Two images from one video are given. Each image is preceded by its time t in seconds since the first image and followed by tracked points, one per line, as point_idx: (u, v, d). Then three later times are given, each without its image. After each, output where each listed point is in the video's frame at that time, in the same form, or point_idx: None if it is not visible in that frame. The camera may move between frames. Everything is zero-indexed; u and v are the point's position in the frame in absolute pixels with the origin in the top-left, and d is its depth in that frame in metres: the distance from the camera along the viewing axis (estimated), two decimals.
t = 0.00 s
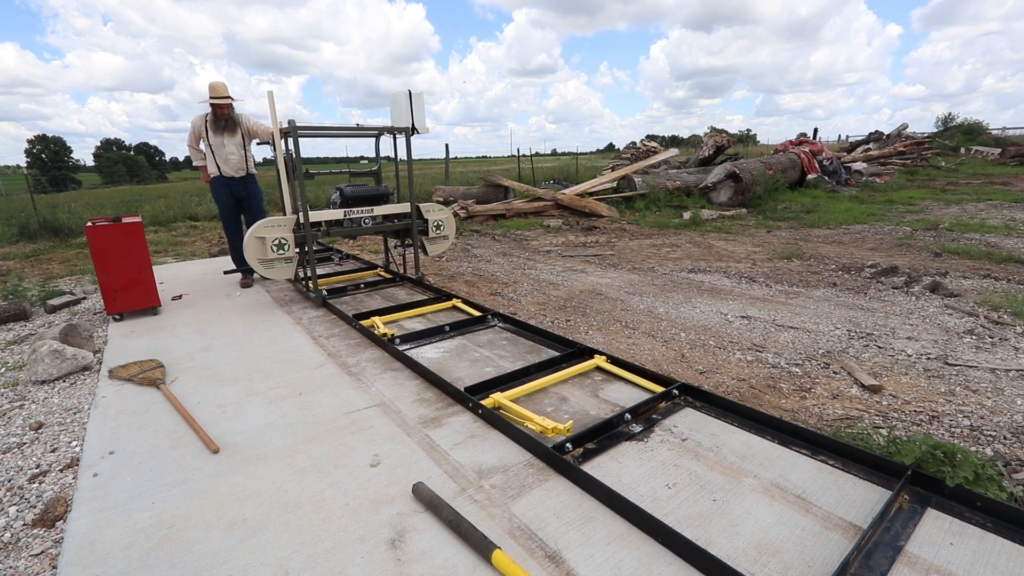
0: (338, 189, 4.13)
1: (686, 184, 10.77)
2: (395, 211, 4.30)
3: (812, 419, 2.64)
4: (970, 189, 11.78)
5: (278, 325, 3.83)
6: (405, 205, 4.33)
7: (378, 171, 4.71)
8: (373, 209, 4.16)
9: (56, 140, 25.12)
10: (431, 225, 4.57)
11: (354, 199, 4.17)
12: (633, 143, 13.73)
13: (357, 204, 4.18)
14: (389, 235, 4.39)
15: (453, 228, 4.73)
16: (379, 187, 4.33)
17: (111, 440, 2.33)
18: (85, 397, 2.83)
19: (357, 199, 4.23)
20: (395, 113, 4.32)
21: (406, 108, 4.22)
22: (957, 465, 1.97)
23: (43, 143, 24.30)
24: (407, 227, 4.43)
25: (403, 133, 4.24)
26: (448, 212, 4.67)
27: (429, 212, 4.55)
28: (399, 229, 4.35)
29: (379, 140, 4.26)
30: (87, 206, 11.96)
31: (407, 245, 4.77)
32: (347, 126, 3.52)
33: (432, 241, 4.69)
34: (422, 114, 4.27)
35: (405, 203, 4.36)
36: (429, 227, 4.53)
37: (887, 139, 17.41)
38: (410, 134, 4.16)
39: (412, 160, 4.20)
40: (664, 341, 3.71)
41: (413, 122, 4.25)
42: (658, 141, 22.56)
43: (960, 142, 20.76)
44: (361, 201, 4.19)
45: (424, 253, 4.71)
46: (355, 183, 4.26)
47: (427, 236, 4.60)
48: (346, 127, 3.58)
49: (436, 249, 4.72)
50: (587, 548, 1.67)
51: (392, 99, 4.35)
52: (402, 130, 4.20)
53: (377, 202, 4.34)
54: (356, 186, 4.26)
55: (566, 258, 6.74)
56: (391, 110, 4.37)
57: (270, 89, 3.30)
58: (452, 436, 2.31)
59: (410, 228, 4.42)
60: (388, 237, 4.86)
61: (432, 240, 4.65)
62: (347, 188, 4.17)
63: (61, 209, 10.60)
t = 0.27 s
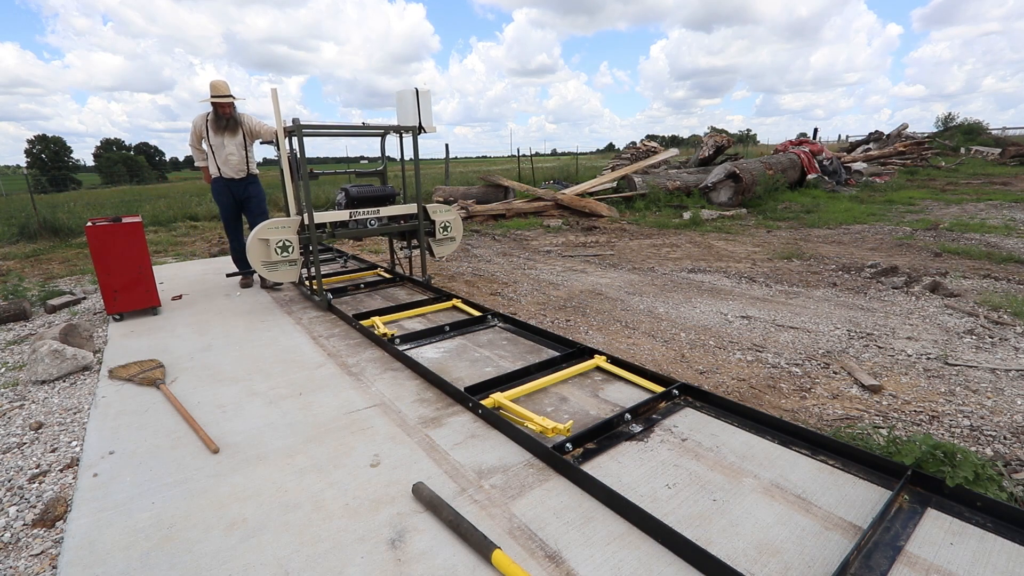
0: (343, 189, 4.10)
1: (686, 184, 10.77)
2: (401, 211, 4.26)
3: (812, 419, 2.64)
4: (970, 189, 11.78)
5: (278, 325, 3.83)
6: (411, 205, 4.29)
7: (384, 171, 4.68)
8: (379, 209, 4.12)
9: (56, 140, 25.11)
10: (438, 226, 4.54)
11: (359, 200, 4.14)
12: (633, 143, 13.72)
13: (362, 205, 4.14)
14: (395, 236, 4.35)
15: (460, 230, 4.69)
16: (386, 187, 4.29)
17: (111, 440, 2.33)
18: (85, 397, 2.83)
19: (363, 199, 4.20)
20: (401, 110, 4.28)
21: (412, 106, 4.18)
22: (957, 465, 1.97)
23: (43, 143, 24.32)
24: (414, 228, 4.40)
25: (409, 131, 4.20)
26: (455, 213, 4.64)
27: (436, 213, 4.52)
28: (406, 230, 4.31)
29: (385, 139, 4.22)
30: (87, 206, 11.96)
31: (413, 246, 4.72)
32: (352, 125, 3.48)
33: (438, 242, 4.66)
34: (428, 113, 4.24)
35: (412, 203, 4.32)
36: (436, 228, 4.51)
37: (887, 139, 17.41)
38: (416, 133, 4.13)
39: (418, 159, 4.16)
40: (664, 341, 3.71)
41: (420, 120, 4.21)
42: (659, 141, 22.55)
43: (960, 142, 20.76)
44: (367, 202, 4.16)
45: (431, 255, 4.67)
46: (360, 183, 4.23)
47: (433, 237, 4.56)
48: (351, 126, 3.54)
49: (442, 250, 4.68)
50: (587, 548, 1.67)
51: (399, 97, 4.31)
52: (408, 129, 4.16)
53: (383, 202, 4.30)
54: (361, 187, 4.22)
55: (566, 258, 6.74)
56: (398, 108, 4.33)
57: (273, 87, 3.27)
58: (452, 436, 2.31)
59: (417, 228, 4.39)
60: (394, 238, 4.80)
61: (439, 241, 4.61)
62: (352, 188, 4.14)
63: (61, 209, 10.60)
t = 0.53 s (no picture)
0: (350, 190, 4.06)
1: (686, 184, 10.77)
2: (409, 213, 4.22)
3: (812, 419, 2.64)
4: (970, 189, 11.78)
5: (278, 325, 3.83)
6: (418, 206, 4.23)
7: (389, 171, 4.63)
8: (386, 211, 4.08)
9: (56, 140, 25.11)
10: (445, 228, 4.49)
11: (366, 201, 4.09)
12: (633, 143, 13.72)
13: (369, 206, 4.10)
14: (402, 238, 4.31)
15: (467, 232, 4.65)
16: (393, 188, 4.24)
17: (111, 440, 2.33)
18: (85, 397, 2.83)
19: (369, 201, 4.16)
20: (409, 109, 4.20)
21: (420, 106, 4.10)
22: (958, 465, 1.97)
23: (43, 143, 24.33)
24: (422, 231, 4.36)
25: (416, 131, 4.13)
26: (463, 214, 4.60)
27: (444, 214, 4.46)
28: (413, 232, 4.27)
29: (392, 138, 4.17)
30: (87, 206, 11.95)
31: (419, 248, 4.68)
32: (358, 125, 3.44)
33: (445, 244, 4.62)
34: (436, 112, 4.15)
35: (419, 204, 4.28)
36: (443, 230, 4.45)
37: (887, 139, 17.41)
38: (423, 132, 4.07)
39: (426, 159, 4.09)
40: (664, 341, 3.71)
41: (427, 120, 4.13)
42: (658, 141, 22.55)
43: (960, 142, 20.76)
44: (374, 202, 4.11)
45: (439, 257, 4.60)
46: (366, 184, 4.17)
47: (441, 239, 4.49)
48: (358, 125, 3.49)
49: (449, 252, 4.61)
50: (587, 548, 1.67)
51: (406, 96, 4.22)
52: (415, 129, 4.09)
53: (390, 204, 4.25)
54: (369, 187, 4.17)
55: (566, 258, 6.74)
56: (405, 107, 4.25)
57: (277, 84, 3.22)
58: (452, 436, 2.31)
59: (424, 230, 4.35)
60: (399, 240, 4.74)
61: (446, 243, 4.55)
62: (359, 189, 4.09)
63: (61, 209, 10.59)
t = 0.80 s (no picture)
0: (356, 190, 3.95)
1: (686, 184, 10.76)
2: (418, 214, 4.11)
3: (812, 419, 2.64)
4: (970, 189, 11.77)
5: (278, 325, 3.83)
6: (427, 208, 4.15)
7: (396, 172, 4.59)
8: (394, 212, 3.97)
9: (56, 140, 25.11)
10: (454, 229, 4.37)
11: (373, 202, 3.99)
12: (633, 143, 13.72)
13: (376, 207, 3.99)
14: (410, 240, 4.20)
15: (476, 233, 4.51)
16: (400, 188, 4.14)
17: (111, 440, 2.33)
18: (86, 397, 2.83)
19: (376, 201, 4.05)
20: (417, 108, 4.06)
21: (428, 104, 3.96)
22: (958, 465, 1.97)
23: (44, 143, 24.34)
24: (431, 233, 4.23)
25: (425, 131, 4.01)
26: (471, 215, 4.46)
27: (452, 216, 4.33)
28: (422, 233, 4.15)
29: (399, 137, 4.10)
30: (87, 206, 11.95)
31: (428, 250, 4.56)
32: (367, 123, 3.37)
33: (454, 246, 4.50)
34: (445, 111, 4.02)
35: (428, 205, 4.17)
36: (452, 232, 4.33)
37: (887, 139, 17.41)
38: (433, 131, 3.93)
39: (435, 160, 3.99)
40: (664, 341, 3.71)
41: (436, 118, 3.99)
42: (658, 141, 22.56)
43: (960, 142, 20.76)
44: (381, 204, 4.01)
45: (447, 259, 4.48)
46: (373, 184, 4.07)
47: (449, 241, 4.37)
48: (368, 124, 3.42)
49: (458, 254, 4.49)
50: (587, 548, 1.67)
51: (414, 94, 4.09)
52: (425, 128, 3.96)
53: (397, 205, 4.14)
54: (375, 188, 4.07)
55: (566, 258, 6.74)
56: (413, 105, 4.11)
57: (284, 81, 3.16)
58: (452, 436, 2.31)
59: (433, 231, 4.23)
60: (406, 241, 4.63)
61: (454, 245, 4.42)
62: (366, 189, 3.99)
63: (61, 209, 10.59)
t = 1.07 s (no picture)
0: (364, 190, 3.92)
1: (686, 184, 10.76)
2: (426, 215, 4.07)
3: (812, 419, 2.64)
4: (970, 189, 11.77)
5: (278, 325, 3.83)
6: (434, 209, 4.11)
7: (403, 172, 4.58)
8: (401, 213, 3.94)
9: (56, 140, 25.11)
10: (462, 231, 4.30)
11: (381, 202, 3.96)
12: (633, 143, 13.72)
13: (384, 207, 3.97)
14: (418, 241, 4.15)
15: (485, 235, 4.45)
16: (407, 188, 4.13)
17: (111, 440, 2.33)
18: (86, 397, 2.83)
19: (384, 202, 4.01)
20: (425, 107, 4.00)
21: (438, 104, 3.91)
22: (957, 465, 1.97)
23: (44, 143, 24.35)
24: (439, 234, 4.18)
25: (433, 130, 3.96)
26: (480, 216, 4.40)
27: (461, 216, 4.26)
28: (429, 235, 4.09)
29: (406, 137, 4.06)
30: (87, 206, 11.96)
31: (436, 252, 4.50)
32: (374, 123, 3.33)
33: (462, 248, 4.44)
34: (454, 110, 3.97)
35: (436, 207, 4.13)
36: (460, 233, 4.26)
37: (887, 139, 17.41)
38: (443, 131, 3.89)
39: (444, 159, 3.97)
40: (664, 341, 3.71)
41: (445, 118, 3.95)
42: (658, 141, 22.56)
43: (960, 142, 20.76)
44: (388, 204, 3.98)
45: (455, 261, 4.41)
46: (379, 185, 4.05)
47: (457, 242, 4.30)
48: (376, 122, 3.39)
49: (466, 256, 4.42)
50: (587, 548, 1.67)
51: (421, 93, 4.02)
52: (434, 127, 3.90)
53: (404, 205, 4.12)
54: (382, 188, 4.03)
55: (566, 258, 6.74)
56: (421, 104, 4.05)
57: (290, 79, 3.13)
58: (452, 436, 2.31)
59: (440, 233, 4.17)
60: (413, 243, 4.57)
61: (462, 247, 4.36)
62: (373, 190, 3.96)
63: (61, 209, 10.59)
